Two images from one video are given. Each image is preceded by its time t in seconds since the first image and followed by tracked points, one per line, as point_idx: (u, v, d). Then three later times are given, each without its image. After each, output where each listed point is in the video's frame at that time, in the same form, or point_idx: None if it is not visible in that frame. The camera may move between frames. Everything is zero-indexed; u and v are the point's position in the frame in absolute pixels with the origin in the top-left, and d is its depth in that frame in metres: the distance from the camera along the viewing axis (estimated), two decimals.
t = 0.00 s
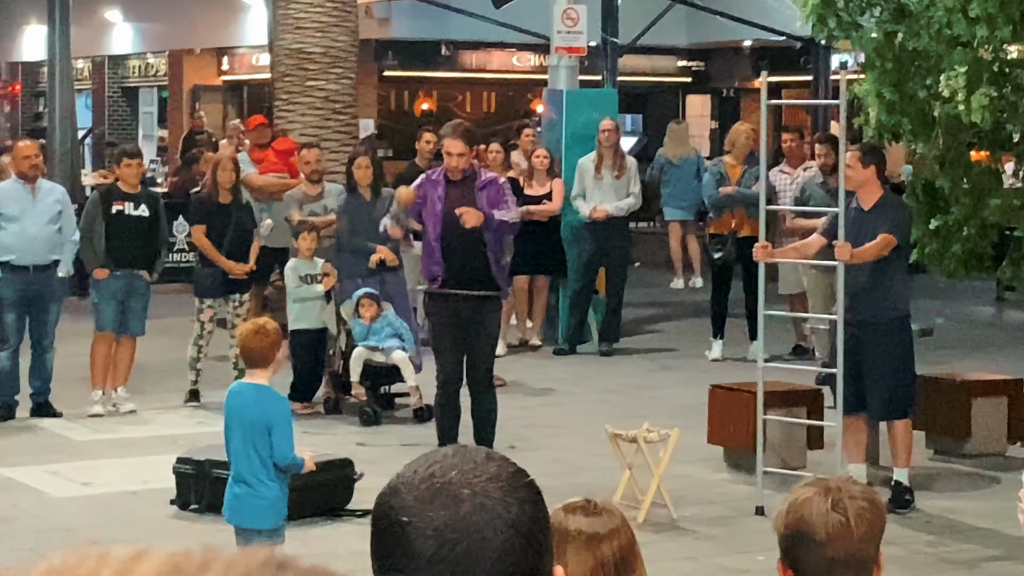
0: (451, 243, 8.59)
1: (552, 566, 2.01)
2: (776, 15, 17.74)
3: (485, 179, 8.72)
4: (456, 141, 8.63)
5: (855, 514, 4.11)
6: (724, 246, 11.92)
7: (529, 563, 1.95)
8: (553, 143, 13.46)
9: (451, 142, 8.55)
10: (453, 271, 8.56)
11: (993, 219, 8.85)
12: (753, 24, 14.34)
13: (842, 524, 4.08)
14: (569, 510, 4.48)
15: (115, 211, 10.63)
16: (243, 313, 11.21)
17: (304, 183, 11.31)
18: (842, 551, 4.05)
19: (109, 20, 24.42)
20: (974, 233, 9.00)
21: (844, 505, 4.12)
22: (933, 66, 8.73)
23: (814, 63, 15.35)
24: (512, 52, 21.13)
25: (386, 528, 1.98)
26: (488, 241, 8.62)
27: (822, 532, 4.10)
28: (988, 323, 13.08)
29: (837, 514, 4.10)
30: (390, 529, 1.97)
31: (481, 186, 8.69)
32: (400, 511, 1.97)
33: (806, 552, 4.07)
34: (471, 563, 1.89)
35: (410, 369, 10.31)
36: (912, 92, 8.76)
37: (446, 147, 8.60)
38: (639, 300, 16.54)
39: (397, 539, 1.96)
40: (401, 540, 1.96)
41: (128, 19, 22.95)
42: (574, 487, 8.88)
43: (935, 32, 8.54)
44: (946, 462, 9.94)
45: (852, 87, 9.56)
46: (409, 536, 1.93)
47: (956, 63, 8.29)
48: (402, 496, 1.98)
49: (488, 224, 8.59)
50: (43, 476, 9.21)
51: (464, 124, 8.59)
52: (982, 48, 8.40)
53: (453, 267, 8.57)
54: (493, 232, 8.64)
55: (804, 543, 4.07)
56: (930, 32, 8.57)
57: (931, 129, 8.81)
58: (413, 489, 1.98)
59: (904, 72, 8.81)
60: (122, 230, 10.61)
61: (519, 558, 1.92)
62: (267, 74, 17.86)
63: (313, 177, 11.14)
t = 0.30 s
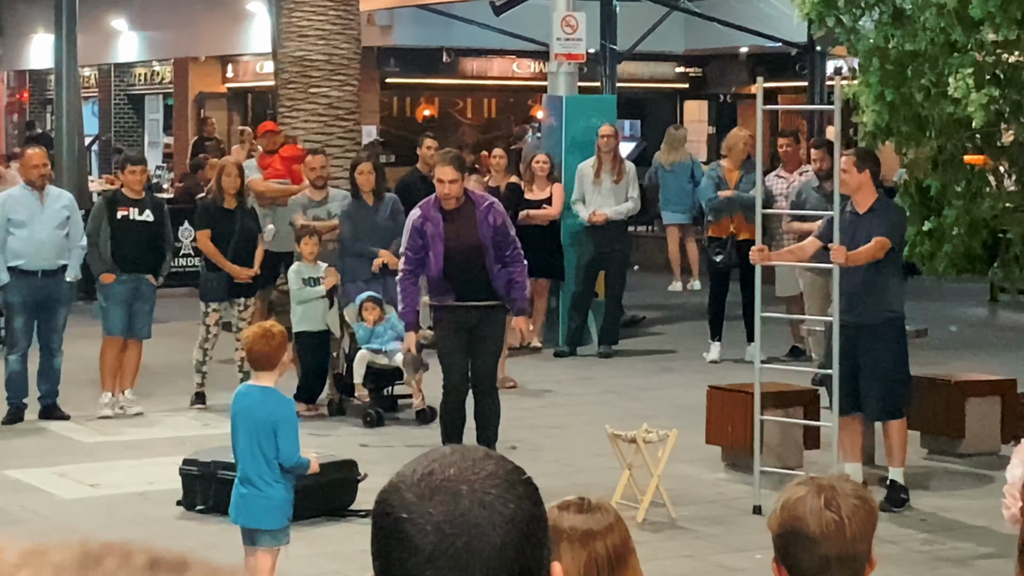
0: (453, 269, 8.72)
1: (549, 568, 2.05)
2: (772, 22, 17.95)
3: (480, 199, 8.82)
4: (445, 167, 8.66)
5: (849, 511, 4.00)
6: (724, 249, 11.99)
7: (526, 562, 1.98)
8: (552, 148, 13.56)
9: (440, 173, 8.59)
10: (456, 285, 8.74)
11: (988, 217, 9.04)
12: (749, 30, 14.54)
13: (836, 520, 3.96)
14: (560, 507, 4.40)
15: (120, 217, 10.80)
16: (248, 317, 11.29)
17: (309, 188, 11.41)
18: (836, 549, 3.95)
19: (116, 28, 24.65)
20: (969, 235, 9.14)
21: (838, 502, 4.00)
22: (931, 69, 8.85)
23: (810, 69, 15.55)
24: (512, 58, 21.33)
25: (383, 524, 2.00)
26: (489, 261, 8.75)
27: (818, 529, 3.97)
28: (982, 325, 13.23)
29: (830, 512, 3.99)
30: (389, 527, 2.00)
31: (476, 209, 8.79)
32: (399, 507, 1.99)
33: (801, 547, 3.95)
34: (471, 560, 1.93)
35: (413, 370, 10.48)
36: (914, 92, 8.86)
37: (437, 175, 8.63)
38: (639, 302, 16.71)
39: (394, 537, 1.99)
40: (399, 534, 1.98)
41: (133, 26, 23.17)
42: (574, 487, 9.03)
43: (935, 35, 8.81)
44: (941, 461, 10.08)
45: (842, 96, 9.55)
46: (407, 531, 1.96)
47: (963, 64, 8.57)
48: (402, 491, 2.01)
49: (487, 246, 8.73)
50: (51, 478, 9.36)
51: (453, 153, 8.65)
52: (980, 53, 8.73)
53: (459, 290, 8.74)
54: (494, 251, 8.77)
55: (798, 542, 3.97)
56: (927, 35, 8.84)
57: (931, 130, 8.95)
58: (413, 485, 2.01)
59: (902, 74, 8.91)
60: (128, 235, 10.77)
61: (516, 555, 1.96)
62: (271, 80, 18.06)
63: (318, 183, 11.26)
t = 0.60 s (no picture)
0: (458, 252, 8.89)
1: (545, 550, 2.18)
2: (768, 17, 18.10)
3: (488, 180, 8.97)
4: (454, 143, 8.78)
5: (842, 496, 4.08)
6: (721, 241, 12.22)
7: (523, 545, 2.11)
8: (552, 143, 13.73)
9: (448, 150, 8.70)
10: (459, 275, 8.90)
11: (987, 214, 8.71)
12: (745, 25, 14.69)
13: (831, 504, 4.04)
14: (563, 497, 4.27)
15: (124, 212, 10.95)
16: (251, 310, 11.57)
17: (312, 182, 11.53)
18: (832, 532, 4.02)
19: (120, 25, 24.81)
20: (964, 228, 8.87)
21: (831, 487, 4.09)
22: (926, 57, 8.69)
23: (805, 62, 15.68)
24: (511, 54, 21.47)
25: (383, 511, 2.13)
26: (495, 245, 8.90)
27: (812, 514, 4.04)
28: (976, 314, 13.38)
29: (824, 497, 4.06)
30: (388, 513, 2.12)
31: (483, 191, 8.93)
32: (399, 493, 2.12)
33: (797, 532, 4.01)
34: (470, 544, 2.06)
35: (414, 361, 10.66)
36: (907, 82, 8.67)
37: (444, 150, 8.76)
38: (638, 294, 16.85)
39: (393, 521, 2.11)
40: (400, 519, 2.11)
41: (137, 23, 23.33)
42: (574, 476, 9.19)
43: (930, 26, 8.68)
44: (936, 448, 10.23)
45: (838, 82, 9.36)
46: (407, 517, 2.09)
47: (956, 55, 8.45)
48: (402, 478, 2.14)
49: (493, 229, 8.88)
50: (59, 469, 9.52)
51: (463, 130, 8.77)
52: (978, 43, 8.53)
53: (461, 274, 8.90)
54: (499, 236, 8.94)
55: (793, 527, 4.03)
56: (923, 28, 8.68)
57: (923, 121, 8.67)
58: (412, 472, 2.14)
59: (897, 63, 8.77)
60: (132, 229, 10.92)
61: (512, 539, 2.09)
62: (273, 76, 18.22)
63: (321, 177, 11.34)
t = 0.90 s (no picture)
0: (457, 234, 9.01)
1: (545, 534, 2.20)
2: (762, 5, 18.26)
3: (489, 164, 9.17)
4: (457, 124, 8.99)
5: (839, 477, 4.02)
6: (719, 226, 12.32)
7: (525, 527, 2.13)
8: (549, 129, 13.86)
9: (453, 127, 8.90)
10: (458, 258, 9.02)
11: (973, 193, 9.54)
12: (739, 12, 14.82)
13: (828, 485, 3.97)
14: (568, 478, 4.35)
15: (125, 199, 11.07)
16: (254, 295, 11.73)
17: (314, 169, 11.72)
18: (827, 512, 3.94)
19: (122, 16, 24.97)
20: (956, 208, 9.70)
21: (828, 469, 4.03)
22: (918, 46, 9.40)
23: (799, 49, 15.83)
24: (509, 42, 21.66)
25: (384, 492, 2.14)
26: (492, 229, 9.06)
27: (809, 494, 3.97)
28: (967, 296, 13.55)
29: (822, 478, 4.00)
30: (389, 494, 2.13)
31: (484, 174, 9.12)
32: (400, 475, 2.13)
33: (794, 514, 3.95)
34: (472, 525, 2.07)
35: (415, 346, 10.80)
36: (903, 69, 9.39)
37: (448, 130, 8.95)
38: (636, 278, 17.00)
39: (395, 503, 2.11)
40: (400, 500, 2.11)
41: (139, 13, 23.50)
42: (573, 457, 9.35)
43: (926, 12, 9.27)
44: (929, 428, 10.40)
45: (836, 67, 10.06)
46: (409, 498, 2.10)
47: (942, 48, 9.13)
48: (403, 461, 2.15)
49: (492, 213, 9.04)
50: (66, 454, 9.67)
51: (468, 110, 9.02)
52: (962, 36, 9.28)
53: (459, 258, 9.02)
54: (498, 221, 9.10)
55: (788, 508, 3.97)
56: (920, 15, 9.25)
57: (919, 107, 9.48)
58: (414, 454, 2.15)
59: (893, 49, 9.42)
60: (134, 216, 11.04)
61: (514, 520, 2.11)
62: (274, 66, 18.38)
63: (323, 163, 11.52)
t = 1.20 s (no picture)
0: (454, 219, 9.18)
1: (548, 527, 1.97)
2: None
3: (486, 151, 9.24)
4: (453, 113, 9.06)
5: (835, 459, 4.11)
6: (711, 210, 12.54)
7: (529, 515, 1.92)
8: (545, 116, 14.03)
9: (449, 117, 8.95)
10: (455, 243, 9.19)
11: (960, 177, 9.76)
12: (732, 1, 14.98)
13: (823, 468, 4.09)
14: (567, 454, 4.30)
15: (126, 186, 11.19)
16: (255, 281, 11.88)
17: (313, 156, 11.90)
18: (823, 493, 4.07)
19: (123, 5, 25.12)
20: (944, 192, 9.89)
21: (825, 450, 4.12)
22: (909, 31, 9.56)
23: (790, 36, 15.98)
24: (505, 30, 21.82)
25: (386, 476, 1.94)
26: (491, 215, 9.19)
27: (804, 477, 4.10)
28: (957, 279, 13.73)
29: (817, 460, 4.11)
30: (391, 478, 1.93)
31: (481, 160, 9.21)
32: (401, 461, 1.93)
33: (790, 496, 4.08)
34: (477, 519, 1.86)
35: (414, 330, 10.94)
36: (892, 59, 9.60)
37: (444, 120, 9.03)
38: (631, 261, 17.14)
39: (397, 490, 1.91)
40: (402, 483, 1.91)
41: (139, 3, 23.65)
42: (570, 439, 9.52)
43: None
44: (920, 408, 10.54)
45: (827, 53, 10.23)
46: (411, 485, 1.90)
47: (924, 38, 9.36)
48: (405, 446, 1.94)
49: (489, 199, 9.15)
50: (71, 437, 9.85)
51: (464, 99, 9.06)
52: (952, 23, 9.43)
53: (457, 244, 9.19)
54: (496, 206, 9.21)
55: (785, 489, 4.10)
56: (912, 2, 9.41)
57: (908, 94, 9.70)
58: (415, 439, 1.94)
59: (885, 38, 9.63)
60: (134, 203, 11.18)
61: (518, 508, 1.89)
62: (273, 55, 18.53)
63: (322, 149, 11.72)
